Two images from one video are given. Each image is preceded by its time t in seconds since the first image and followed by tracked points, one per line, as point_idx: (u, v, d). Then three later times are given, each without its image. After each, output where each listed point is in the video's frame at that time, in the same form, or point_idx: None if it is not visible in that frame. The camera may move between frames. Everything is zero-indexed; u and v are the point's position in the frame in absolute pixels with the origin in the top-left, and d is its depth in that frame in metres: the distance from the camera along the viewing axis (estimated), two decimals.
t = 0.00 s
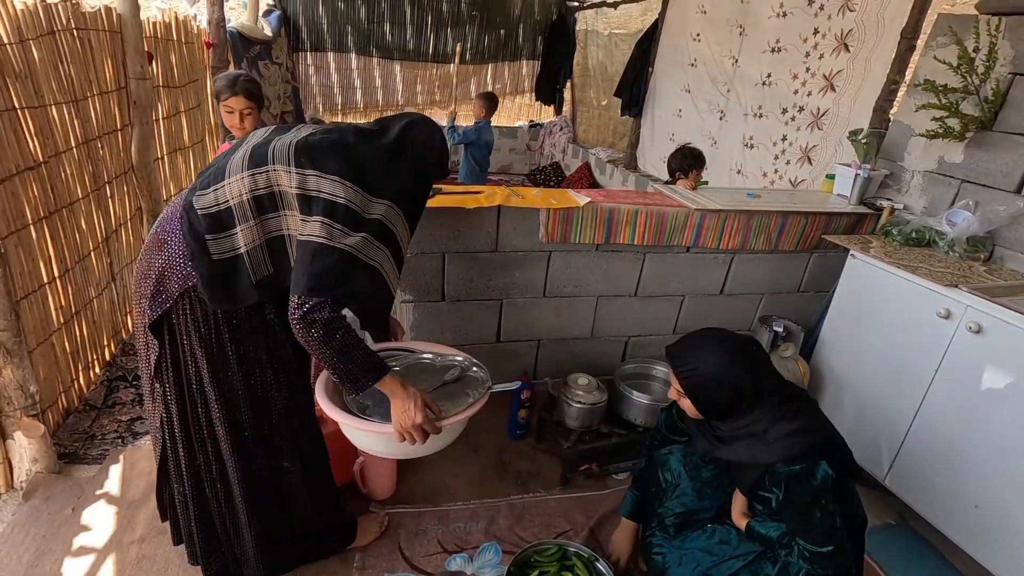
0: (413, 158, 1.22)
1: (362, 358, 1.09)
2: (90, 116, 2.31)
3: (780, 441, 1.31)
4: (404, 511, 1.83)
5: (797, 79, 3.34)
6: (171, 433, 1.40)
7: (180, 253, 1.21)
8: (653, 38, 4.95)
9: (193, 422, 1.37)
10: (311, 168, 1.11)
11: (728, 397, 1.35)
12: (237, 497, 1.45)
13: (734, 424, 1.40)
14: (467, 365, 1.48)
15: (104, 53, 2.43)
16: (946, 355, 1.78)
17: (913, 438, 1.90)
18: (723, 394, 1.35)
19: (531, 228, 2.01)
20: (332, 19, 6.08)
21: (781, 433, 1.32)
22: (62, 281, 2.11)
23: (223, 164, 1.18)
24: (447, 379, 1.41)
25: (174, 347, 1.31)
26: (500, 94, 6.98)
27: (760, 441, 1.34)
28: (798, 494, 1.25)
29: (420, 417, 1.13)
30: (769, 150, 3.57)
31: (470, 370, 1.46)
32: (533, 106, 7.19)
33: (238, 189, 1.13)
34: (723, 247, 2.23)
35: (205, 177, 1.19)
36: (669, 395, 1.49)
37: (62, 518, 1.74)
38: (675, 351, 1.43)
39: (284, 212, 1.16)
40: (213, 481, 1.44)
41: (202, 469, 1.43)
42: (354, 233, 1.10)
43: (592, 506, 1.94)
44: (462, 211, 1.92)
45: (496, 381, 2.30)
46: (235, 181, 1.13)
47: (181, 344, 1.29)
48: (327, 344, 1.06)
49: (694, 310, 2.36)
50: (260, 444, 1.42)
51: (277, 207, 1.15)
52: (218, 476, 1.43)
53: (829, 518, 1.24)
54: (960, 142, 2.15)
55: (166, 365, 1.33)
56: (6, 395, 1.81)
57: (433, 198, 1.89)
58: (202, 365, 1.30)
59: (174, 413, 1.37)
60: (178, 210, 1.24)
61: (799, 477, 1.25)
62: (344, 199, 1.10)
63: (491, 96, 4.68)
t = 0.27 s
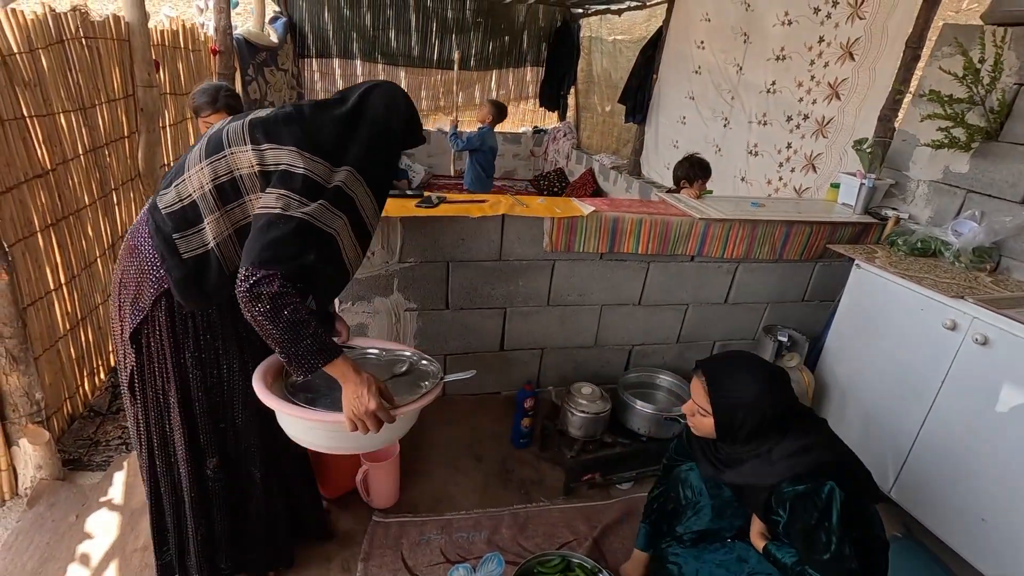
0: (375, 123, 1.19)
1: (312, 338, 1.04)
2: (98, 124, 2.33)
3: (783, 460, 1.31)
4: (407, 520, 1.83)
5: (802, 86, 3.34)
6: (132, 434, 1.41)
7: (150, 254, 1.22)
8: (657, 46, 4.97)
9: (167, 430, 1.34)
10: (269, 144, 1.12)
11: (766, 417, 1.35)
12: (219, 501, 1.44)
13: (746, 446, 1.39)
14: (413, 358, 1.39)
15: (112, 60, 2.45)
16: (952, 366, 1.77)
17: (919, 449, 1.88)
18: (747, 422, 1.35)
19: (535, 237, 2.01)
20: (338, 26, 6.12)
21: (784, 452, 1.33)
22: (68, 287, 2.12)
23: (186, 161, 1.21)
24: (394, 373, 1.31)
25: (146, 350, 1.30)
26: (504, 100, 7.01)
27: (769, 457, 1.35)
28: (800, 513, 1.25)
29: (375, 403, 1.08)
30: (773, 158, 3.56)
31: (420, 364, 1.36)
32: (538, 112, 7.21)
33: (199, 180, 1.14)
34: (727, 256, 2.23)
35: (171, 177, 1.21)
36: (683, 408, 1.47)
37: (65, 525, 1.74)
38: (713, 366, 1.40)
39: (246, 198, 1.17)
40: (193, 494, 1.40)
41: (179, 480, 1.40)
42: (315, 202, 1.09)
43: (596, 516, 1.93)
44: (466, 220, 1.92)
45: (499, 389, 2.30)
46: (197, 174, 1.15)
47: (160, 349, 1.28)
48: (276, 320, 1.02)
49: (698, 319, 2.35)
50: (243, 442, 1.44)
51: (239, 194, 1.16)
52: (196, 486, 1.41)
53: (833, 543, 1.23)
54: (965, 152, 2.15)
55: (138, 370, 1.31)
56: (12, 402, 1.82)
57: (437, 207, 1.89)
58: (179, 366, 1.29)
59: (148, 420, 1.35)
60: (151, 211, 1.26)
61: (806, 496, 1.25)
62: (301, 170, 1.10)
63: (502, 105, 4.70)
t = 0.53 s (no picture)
0: (326, 95, 1.12)
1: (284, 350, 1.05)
2: (102, 128, 2.33)
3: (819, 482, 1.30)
4: (410, 527, 1.82)
5: (806, 91, 3.33)
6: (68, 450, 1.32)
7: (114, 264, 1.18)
8: (660, 50, 4.97)
9: (139, 454, 1.30)
10: (211, 138, 1.05)
11: (791, 424, 1.35)
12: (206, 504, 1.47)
13: (774, 455, 1.39)
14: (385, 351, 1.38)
15: (117, 65, 2.45)
16: (960, 374, 1.76)
17: (926, 457, 1.87)
18: (772, 429, 1.36)
19: (540, 243, 2.00)
20: (341, 29, 6.15)
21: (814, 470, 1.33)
22: (71, 292, 2.12)
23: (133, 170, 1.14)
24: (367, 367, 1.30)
25: (102, 363, 1.24)
26: (507, 103, 7.02)
27: (795, 472, 1.34)
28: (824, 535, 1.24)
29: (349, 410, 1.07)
30: (777, 162, 3.56)
31: (394, 359, 1.35)
32: (540, 115, 7.22)
33: (146, 188, 1.08)
34: (732, 261, 2.22)
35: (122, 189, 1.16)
36: (710, 416, 1.50)
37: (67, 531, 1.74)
38: (731, 374, 1.43)
39: (198, 199, 1.11)
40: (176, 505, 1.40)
41: (160, 500, 1.37)
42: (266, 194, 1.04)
43: (600, 524, 1.91)
44: (471, 225, 1.91)
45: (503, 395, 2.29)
46: (143, 182, 1.09)
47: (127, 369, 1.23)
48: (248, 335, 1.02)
49: (702, 324, 2.35)
50: (227, 444, 1.47)
51: (191, 198, 1.10)
52: (179, 499, 1.40)
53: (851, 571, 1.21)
54: (971, 158, 2.14)
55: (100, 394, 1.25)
56: (15, 407, 1.81)
57: (442, 212, 1.88)
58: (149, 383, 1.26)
59: (110, 447, 1.29)
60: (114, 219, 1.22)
61: (831, 518, 1.25)
62: (252, 163, 1.04)
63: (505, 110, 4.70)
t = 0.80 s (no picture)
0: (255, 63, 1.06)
1: (260, 352, 1.04)
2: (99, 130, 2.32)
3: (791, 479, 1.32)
4: (408, 533, 1.79)
5: (808, 94, 3.32)
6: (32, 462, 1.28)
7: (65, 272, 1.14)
8: (661, 53, 4.96)
9: (108, 472, 1.25)
10: (133, 132, 1.02)
11: (771, 426, 1.35)
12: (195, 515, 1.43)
13: (744, 451, 1.42)
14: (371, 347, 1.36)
15: (116, 67, 2.44)
16: (965, 380, 1.74)
17: (931, 464, 1.84)
18: (748, 428, 1.37)
19: (540, 246, 1.98)
20: (342, 32, 6.15)
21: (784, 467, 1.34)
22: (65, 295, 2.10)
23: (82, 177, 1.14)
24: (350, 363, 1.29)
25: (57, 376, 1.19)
26: (508, 106, 7.03)
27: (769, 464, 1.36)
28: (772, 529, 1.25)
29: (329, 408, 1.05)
30: (779, 165, 3.54)
31: (376, 355, 1.34)
32: (541, 118, 7.24)
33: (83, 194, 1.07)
34: (734, 265, 2.20)
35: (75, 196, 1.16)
36: (687, 407, 1.51)
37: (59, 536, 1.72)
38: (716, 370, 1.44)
39: (131, 201, 1.08)
40: (163, 520, 1.36)
41: (118, 522, 1.29)
42: (205, 181, 1.01)
43: (601, 530, 1.88)
44: (470, 228, 1.89)
45: (503, 399, 2.27)
46: (82, 189, 1.08)
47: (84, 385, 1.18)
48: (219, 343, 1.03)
49: (704, 328, 2.32)
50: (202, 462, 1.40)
51: (125, 200, 1.07)
52: (156, 514, 1.35)
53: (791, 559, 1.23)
54: (976, 161, 2.12)
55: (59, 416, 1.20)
56: (8, 411, 1.80)
57: (442, 215, 1.87)
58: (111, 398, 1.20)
59: (78, 472, 1.24)
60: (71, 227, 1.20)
61: (782, 514, 1.25)
62: (176, 147, 1.00)
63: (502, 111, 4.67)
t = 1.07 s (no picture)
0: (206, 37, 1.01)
1: (229, 343, 1.01)
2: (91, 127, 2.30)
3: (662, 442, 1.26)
4: (402, 535, 1.77)
5: (806, 94, 3.31)
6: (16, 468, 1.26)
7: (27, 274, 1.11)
8: (659, 54, 4.96)
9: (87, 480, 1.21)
10: (78, 116, 0.99)
11: (658, 408, 1.33)
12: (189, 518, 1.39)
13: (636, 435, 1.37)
14: (365, 341, 1.31)
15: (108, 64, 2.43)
16: (965, 379, 1.72)
17: (931, 465, 1.82)
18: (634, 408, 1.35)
19: (536, 244, 1.97)
20: (340, 33, 6.15)
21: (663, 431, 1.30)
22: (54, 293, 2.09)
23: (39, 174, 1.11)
24: (340, 356, 1.24)
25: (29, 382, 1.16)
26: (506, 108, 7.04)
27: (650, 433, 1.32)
28: (626, 488, 1.21)
29: (305, 401, 1.00)
30: (778, 166, 3.53)
31: (367, 346, 1.29)
32: (539, 120, 7.24)
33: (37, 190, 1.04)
34: (732, 265, 2.18)
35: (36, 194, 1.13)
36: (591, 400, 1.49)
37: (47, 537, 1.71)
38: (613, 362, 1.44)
39: (86, 194, 1.04)
40: (156, 527, 1.33)
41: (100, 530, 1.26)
42: (158, 166, 0.97)
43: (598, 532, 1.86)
44: (465, 227, 1.87)
45: (498, 399, 2.25)
46: (35, 184, 1.05)
47: (53, 389, 1.15)
48: (184, 335, 0.99)
49: (702, 329, 2.31)
50: (189, 465, 1.37)
51: (77, 191, 1.04)
52: (141, 523, 1.31)
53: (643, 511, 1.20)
54: (974, 160, 2.11)
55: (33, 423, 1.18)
56: None
57: (436, 213, 1.85)
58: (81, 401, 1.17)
59: (56, 479, 1.21)
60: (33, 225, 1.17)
61: (645, 475, 1.21)
62: (127, 131, 0.96)
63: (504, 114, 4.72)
